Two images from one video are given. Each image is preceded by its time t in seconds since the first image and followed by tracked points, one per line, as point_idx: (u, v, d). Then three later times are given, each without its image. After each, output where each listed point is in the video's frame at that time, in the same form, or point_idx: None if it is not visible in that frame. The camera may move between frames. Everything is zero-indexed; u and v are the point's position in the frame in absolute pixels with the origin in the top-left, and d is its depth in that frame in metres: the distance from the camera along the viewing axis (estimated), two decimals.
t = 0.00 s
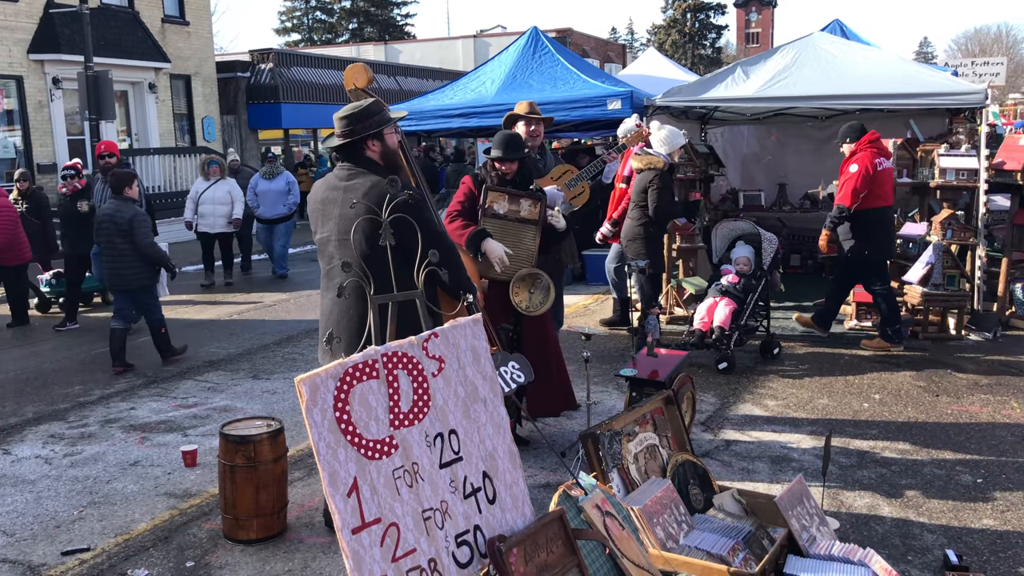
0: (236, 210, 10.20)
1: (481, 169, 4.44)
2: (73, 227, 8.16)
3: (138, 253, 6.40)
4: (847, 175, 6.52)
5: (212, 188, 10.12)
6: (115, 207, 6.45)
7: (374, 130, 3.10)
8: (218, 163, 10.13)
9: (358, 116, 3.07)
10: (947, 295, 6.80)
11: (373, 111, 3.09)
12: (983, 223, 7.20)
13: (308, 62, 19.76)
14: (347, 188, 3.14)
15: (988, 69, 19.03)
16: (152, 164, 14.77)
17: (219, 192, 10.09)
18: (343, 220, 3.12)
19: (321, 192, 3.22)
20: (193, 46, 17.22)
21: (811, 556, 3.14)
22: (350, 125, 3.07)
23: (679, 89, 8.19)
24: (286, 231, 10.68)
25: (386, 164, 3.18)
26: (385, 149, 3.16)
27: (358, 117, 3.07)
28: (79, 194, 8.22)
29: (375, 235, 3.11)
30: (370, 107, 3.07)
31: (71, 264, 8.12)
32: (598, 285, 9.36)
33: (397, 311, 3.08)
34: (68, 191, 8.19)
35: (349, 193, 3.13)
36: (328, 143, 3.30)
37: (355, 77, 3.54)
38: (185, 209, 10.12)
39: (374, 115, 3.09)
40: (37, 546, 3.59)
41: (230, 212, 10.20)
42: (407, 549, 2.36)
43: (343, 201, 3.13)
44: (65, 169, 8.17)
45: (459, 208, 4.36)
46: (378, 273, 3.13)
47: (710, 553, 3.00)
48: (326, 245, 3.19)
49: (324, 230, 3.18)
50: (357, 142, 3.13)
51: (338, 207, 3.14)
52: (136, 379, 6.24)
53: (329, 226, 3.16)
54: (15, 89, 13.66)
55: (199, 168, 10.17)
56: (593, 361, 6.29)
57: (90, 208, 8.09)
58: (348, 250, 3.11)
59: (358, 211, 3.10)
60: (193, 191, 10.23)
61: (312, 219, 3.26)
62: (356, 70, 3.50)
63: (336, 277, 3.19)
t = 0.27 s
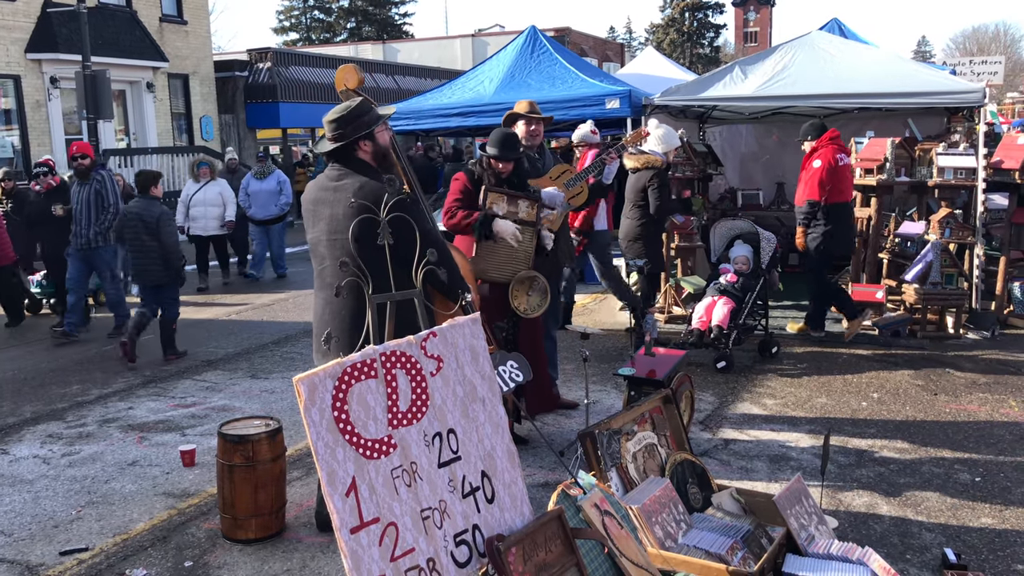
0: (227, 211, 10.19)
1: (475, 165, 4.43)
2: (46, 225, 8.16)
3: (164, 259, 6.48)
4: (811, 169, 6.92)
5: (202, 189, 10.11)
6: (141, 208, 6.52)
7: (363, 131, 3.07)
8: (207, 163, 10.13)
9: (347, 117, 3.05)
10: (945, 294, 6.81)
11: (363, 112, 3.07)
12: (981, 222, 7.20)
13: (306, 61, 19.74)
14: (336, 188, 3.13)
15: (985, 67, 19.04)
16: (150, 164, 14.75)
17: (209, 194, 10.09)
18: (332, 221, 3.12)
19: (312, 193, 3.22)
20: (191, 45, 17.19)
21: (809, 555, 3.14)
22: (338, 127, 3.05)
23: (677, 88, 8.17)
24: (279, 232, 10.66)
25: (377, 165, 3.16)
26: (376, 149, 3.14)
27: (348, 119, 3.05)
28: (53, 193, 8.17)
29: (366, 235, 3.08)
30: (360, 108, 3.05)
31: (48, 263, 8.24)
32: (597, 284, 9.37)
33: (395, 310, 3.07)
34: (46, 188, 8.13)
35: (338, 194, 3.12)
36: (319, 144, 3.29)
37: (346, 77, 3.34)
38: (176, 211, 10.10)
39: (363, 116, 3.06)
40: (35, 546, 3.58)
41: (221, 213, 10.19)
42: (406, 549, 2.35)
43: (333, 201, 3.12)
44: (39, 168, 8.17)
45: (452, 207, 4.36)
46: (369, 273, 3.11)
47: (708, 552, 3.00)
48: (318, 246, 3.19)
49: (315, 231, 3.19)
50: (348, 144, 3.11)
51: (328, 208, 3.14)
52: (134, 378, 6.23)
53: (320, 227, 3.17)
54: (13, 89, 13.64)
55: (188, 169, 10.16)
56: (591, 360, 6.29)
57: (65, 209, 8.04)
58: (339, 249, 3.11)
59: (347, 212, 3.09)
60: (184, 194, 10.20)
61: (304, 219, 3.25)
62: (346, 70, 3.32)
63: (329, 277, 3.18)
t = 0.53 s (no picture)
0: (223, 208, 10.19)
1: (465, 165, 4.37)
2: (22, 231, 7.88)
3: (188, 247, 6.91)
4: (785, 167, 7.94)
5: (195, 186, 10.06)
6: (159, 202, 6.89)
7: (346, 130, 3.06)
8: (199, 162, 10.12)
9: (330, 117, 3.05)
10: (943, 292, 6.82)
11: (349, 111, 3.06)
12: (980, 221, 7.23)
13: (304, 61, 19.71)
14: (323, 186, 3.14)
15: (984, 66, 19.03)
16: (149, 164, 14.73)
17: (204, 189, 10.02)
18: (319, 219, 3.12)
19: (302, 191, 3.23)
20: (189, 44, 17.18)
21: (808, 553, 3.14)
22: (323, 126, 3.05)
23: (675, 88, 8.17)
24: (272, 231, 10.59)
25: (364, 163, 3.12)
26: (360, 149, 3.10)
27: (332, 118, 3.04)
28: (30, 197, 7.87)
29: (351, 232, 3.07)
30: (344, 107, 3.04)
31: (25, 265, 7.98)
32: (596, 284, 9.36)
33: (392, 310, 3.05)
34: (19, 193, 7.85)
35: (324, 191, 3.12)
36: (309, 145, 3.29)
37: (338, 79, 3.13)
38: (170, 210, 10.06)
39: (346, 115, 3.05)
40: (34, 545, 3.58)
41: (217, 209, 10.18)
42: (405, 548, 2.35)
43: (321, 198, 3.12)
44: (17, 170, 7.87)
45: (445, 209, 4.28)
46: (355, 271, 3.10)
47: (707, 552, 3.00)
48: (307, 242, 3.21)
49: (304, 228, 3.21)
50: (332, 144, 3.10)
51: (315, 205, 3.15)
52: (132, 378, 6.23)
53: (308, 225, 3.18)
54: (11, 88, 13.63)
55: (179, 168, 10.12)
56: (590, 359, 6.29)
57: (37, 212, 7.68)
58: (325, 246, 3.12)
59: (332, 209, 3.09)
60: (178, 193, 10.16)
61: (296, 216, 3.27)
62: (338, 73, 3.11)
63: (318, 275, 3.19)
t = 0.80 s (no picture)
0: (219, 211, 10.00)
1: (454, 167, 4.35)
2: None
3: (201, 245, 7.18)
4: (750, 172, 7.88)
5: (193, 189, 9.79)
6: (173, 200, 7.16)
7: (335, 129, 3.10)
8: (195, 163, 9.86)
9: (319, 116, 3.09)
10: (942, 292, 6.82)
11: (339, 110, 3.09)
12: (979, 220, 7.23)
13: (304, 60, 19.71)
14: (310, 184, 3.18)
15: (983, 66, 19.02)
16: (147, 164, 14.72)
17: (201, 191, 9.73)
18: (305, 216, 3.18)
19: (293, 187, 3.29)
20: (188, 44, 17.17)
21: (808, 553, 3.14)
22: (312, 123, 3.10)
23: (674, 88, 8.18)
24: (265, 232, 10.48)
25: (349, 161, 3.17)
26: (346, 150, 3.16)
27: (322, 116, 3.09)
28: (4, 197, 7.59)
29: (334, 230, 3.11)
30: (334, 107, 3.08)
31: None
32: (595, 283, 9.37)
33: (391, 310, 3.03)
34: None
35: (311, 189, 3.17)
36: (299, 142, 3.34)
37: (329, 82, 3.02)
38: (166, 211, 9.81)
39: (335, 115, 3.08)
40: (33, 545, 3.58)
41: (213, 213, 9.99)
42: (404, 548, 2.35)
43: (307, 196, 3.18)
44: None
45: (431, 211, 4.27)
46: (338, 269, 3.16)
47: (707, 551, 3.00)
48: (295, 240, 3.27)
49: (292, 225, 3.27)
50: (319, 142, 3.16)
51: (302, 203, 3.20)
52: (132, 378, 6.22)
53: (296, 222, 3.24)
54: (10, 88, 13.63)
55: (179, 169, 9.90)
56: (589, 359, 6.29)
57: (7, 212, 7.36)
58: (309, 244, 3.17)
59: (316, 207, 3.13)
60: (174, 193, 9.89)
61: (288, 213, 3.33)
62: (328, 77, 2.99)
63: (305, 272, 3.25)
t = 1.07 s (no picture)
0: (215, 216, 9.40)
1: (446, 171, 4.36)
2: None
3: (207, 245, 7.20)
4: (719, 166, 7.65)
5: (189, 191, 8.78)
6: (192, 198, 7.20)
7: (334, 129, 3.14)
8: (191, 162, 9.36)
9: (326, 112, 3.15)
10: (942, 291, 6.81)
11: (340, 113, 3.15)
12: (978, 220, 7.23)
13: (303, 60, 19.70)
14: (300, 182, 3.21)
15: (983, 65, 19.00)
16: (147, 164, 14.72)
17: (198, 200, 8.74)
18: (294, 213, 3.20)
19: (286, 182, 3.33)
20: (188, 44, 17.17)
21: (807, 553, 3.14)
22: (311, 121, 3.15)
23: (673, 87, 8.19)
24: (259, 235, 10.46)
25: (340, 161, 3.19)
26: (339, 150, 3.18)
27: (325, 114, 3.15)
28: None
29: (320, 229, 3.13)
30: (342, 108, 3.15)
31: None
32: (595, 283, 9.37)
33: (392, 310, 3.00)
34: None
35: (301, 186, 3.20)
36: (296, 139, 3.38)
37: (315, 87, 3.29)
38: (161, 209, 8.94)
39: (336, 116, 3.14)
40: (32, 546, 3.58)
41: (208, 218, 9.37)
42: (404, 548, 2.35)
43: (298, 193, 3.20)
44: None
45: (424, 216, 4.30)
46: (323, 266, 3.19)
47: (707, 551, 3.00)
48: (285, 236, 3.30)
49: (282, 221, 3.30)
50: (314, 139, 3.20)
51: (292, 200, 3.23)
52: (131, 378, 6.22)
53: (286, 218, 3.27)
54: (10, 88, 13.62)
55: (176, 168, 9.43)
56: (588, 359, 6.29)
57: None
58: (298, 240, 3.20)
59: (304, 205, 3.16)
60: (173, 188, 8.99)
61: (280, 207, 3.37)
62: (314, 81, 3.29)
63: (292, 267, 3.28)
